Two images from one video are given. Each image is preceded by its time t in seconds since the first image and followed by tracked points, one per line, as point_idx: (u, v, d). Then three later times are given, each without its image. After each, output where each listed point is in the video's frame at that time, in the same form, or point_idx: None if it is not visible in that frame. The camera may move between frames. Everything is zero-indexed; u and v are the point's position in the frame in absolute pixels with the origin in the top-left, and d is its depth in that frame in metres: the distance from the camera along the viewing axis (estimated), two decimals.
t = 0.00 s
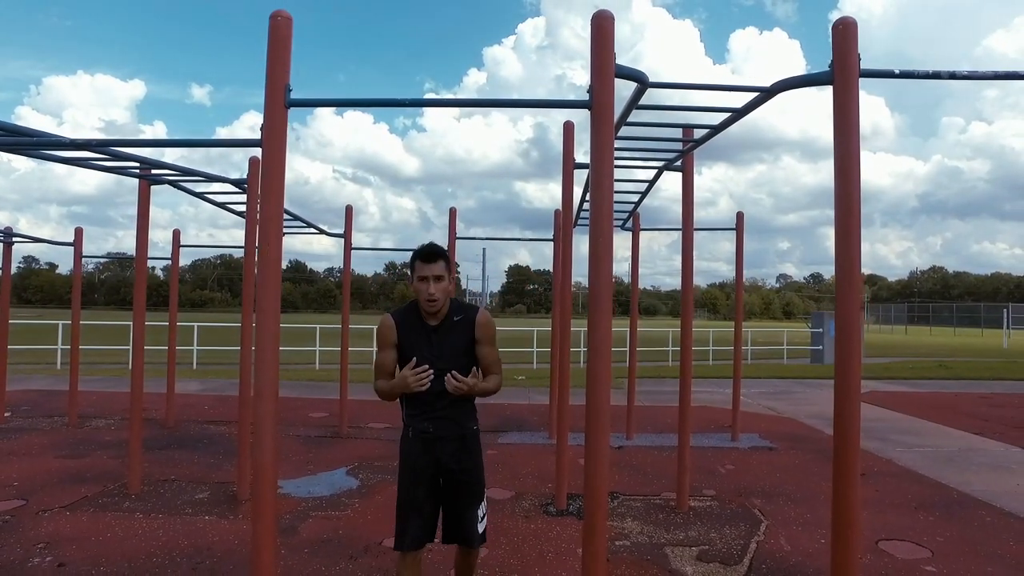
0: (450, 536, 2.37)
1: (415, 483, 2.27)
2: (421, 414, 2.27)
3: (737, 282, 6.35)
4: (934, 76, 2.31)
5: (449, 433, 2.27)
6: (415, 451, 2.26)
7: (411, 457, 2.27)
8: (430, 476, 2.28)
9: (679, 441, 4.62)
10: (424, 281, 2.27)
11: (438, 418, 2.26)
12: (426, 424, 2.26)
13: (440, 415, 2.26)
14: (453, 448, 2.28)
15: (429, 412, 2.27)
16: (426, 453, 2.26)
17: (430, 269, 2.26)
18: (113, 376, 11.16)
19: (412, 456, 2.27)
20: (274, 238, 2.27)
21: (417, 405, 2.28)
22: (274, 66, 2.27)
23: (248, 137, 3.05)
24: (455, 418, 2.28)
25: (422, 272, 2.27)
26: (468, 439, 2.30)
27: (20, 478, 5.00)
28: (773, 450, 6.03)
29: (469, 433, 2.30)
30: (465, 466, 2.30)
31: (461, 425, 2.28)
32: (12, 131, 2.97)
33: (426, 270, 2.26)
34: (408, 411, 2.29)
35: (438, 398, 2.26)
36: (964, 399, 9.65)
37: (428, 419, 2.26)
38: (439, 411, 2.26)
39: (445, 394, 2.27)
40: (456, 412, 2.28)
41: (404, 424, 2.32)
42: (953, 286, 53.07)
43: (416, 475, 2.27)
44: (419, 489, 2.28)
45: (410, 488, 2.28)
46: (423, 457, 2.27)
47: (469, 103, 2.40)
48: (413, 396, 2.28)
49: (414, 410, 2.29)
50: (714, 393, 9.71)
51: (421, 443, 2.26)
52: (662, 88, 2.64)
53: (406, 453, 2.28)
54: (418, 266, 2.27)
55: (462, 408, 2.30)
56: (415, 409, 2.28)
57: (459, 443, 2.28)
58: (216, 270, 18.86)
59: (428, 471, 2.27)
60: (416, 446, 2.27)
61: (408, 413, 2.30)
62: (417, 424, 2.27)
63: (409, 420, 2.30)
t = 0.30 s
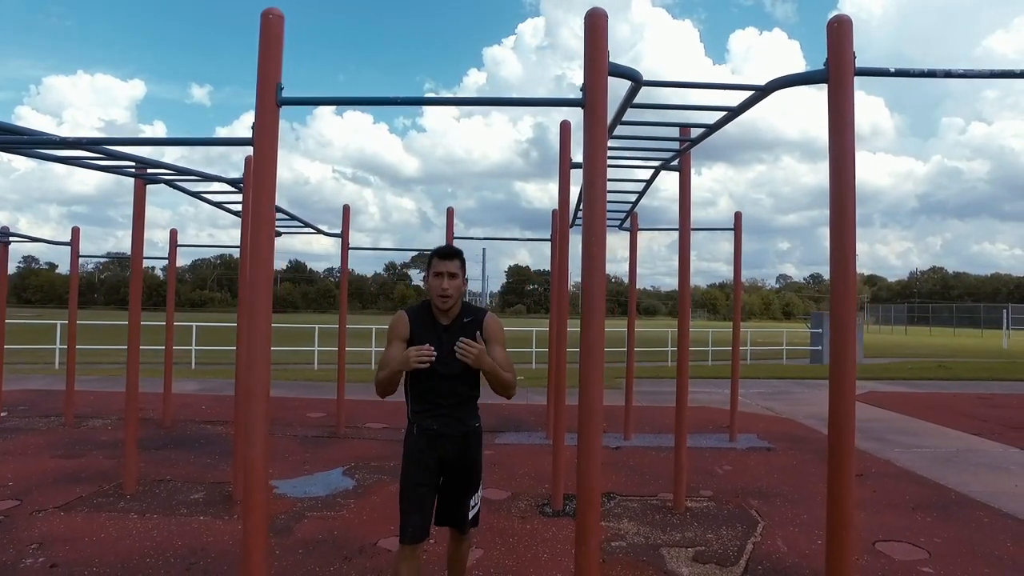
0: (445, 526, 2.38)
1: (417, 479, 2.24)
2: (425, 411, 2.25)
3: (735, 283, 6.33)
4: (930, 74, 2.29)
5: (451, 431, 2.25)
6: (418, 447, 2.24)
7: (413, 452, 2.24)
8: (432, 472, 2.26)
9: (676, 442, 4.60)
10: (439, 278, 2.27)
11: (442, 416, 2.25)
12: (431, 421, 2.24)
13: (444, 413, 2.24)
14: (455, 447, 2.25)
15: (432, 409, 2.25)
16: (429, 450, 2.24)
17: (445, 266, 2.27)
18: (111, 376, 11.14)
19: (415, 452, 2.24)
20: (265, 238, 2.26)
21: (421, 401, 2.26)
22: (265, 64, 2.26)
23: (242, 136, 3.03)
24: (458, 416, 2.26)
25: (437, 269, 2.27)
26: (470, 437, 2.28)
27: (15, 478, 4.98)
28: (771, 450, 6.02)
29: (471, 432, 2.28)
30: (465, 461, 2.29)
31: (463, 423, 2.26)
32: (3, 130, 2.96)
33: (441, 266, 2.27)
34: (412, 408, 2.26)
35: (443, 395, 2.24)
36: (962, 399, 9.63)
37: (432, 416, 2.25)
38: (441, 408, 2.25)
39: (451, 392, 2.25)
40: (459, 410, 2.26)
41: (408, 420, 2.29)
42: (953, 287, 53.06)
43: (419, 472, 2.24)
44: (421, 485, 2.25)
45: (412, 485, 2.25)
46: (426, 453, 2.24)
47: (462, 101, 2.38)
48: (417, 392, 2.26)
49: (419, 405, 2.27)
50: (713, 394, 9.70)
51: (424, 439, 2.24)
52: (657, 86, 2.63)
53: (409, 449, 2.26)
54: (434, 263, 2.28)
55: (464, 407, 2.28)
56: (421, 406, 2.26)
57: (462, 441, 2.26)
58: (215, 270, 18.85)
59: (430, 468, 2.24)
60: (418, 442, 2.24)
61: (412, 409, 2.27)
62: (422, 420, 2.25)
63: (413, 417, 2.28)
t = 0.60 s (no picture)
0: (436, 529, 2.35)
1: (406, 478, 2.21)
2: (415, 411, 2.22)
3: (734, 282, 6.30)
4: (925, 70, 2.26)
5: (441, 432, 2.20)
6: (408, 446, 2.22)
7: (403, 451, 2.22)
8: (421, 473, 2.23)
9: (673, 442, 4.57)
10: (433, 264, 2.26)
11: (432, 416, 2.20)
12: (420, 421, 2.21)
13: (434, 414, 2.21)
14: (445, 448, 2.21)
15: (423, 409, 2.21)
16: (418, 449, 2.21)
17: (440, 253, 2.26)
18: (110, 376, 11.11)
19: (405, 451, 2.22)
20: (251, 236, 2.24)
21: (411, 400, 2.23)
22: (251, 60, 2.23)
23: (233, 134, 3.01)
24: (448, 418, 2.21)
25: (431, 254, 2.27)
26: (461, 439, 2.23)
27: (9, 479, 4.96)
28: (769, 450, 5.99)
29: (463, 434, 2.23)
30: (456, 464, 2.24)
31: (454, 425, 2.22)
32: None
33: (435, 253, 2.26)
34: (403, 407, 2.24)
35: (434, 395, 2.20)
36: (962, 400, 9.60)
37: (423, 416, 2.21)
38: (432, 408, 2.21)
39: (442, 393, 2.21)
40: (450, 411, 2.22)
41: (399, 418, 2.26)
42: (955, 287, 52.92)
43: (407, 471, 2.21)
44: (410, 484, 2.22)
45: (400, 484, 2.22)
46: (415, 452, 2.21)
47: (452, 98, 2.35)
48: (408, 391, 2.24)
49: (410, 404, 2.24)
50: (712, 394, 9.67)
51: (414, 439, 2.22)
52: (649, 83, 2.60)
53: (399, 447, 2.23)
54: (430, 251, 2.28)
55: (457, 407, 2.23)
56: (411, 405, 2.23)
57: (452, 443, 2.22)
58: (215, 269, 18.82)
59: (419, 468, 2.21)
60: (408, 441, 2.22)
61: (403, 408, 2.25)
62: (412, 419, 2.22)
63: (404, 415, 2.25)
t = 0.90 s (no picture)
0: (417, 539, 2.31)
1: (383, 488, 2.15)
2: (392, 416, 2.16)
3: (735, 280, 6.25)
4: (924, 61, 2.21)
5: (418, 437, 2.15)
6: (385, 455, 2.15)
7: (380, 460, 2.16)
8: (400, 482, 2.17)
9: (671, 441, 4.52)
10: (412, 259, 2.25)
11: (409, 421, 2.15)
12: (397, 426, 2.15)
13: (411, 419, 2.15)
14: (424, 455, 2.16)
15: (400, 414, 2.16)
16: (396, 456, 2.15)
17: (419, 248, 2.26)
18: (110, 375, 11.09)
19: (383, 459, 2.15)
20: (237, 233, 2.20)
21: (388, 405, 2.17)
22: (237, 53, 2.19)
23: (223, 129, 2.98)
24: (426, 423, 2.16)
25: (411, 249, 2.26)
26: (440, 444, 2.18)
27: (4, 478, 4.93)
28: (770, 450, 5.94)
29: (441, 438, 2.18)
30: (436, 473, 2.19)
31: (432, 430, 2.17)
32: None
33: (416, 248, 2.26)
34: (379, 415, 2.18)
35: (411, 398, 2.15)
36: (966, 399, 9.53)
37: (399, 421, 2.15)
38: (410, 415, 2.15)
39: (419, 396, 2.16)
40: (428, 415, 2.17)
41: (375, 424, 2.20)
42: (958, 287, 52.68)
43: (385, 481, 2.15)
44: (387, 494, 2.15)
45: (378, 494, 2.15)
46: (393, 460, 2.15)
47: (442, 90, 2.31)
48: (385, 397, 2.18)
49: (386, 410, 2.18)
50: (714, 393, 9.61)
51: (391, 446, 2.16)
52: (644, 76, 2.56)
53: (376, 456, 2.17)
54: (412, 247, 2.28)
55: (434, 411, 2.18)
56: (387, 410, 2.17)
57: (431, 449, 2.17)
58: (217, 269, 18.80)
59: (397, 476, 2.15)
60: (385, 449, 2.16)
61: (378, 414, 2.18)
62: (388, 426, 2.16)
63: (380, 421, 2.19)
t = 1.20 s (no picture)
0: (406, 542, 2.20)
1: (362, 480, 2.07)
2: (366, 405, 2.06)
3: (739, 279, 6.15)
4: (936, 47, 2.12)
5: (395, 424, 2.06)
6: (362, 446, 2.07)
7: (358, 452, 2.07)
8: (379, 475, 2.08)
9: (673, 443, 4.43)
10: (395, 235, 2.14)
11: (384, 408, 2.05)
12: (372, 414, 2.06)
13: (387, 405, 2.05)
14: (403, 443, 2.08)
15: (375, 401, 2.06)
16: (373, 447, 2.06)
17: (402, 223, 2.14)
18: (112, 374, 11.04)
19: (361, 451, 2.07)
20: (219, 228, 2.12)
21: (362, 393, 2.07)
22: (219, 42, 2.12)
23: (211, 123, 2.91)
24: (403, 409, 2.07)
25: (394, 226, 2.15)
26: (418, 430, 2.09)
27: None
28: (774, 452, 5.83)
29: (419, 424, 2.10)
30: (419, 463, 2.10)
31: (409, 415, 2.07)
32: None
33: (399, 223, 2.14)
34: (351, 402, 2.07)
35: (386, 383, 2.05)
36: (974, 400, 9.40)
37: (375, 409, 2.06)
38: (386, 403, 2.05)
39: (394, 380, 2.06)
40: (405, 400, 2.07)
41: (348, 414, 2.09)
42: (966, 286, 52.31)
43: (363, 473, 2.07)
44: (367, 488, 2.07)
45: (356, 488, 2.08)
46: (370, 451, 2.06)
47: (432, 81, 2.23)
48: (358, 386, 2.07)
49: (359, 398, 2.07)
50: (718, 394, 9.50)
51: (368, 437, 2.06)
52: (643, 65, 2.47)
53: (354, 448, 2.08)
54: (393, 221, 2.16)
55: (411, 395, 2.09)
56: (360, 397, 2.07)
57: (409, 436, 2.08)
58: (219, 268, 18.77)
59: (375, 467, 2.07)
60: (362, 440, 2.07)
61: (351, 402, 2.08)
62: (362, 415, 2.06)
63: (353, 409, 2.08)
